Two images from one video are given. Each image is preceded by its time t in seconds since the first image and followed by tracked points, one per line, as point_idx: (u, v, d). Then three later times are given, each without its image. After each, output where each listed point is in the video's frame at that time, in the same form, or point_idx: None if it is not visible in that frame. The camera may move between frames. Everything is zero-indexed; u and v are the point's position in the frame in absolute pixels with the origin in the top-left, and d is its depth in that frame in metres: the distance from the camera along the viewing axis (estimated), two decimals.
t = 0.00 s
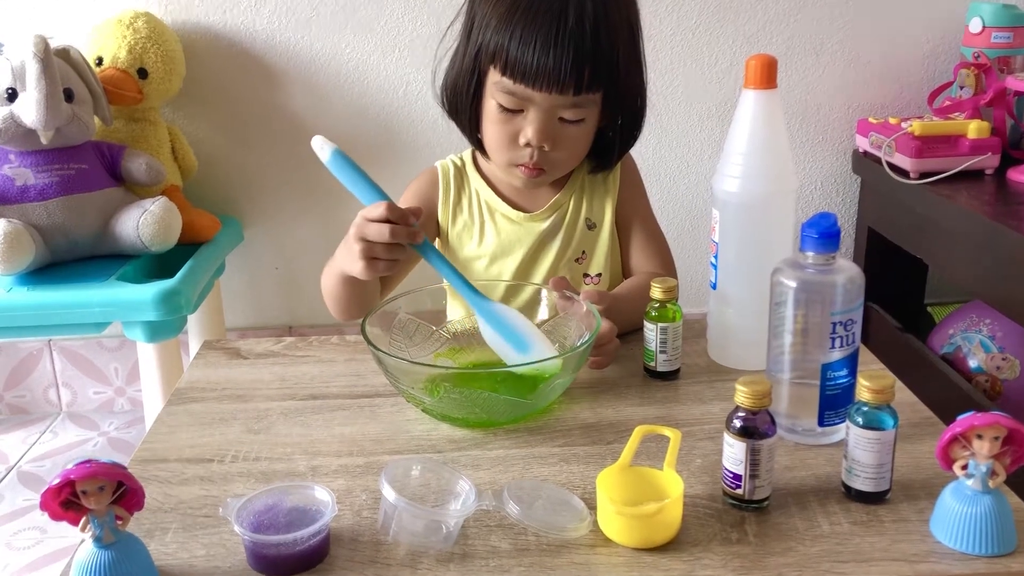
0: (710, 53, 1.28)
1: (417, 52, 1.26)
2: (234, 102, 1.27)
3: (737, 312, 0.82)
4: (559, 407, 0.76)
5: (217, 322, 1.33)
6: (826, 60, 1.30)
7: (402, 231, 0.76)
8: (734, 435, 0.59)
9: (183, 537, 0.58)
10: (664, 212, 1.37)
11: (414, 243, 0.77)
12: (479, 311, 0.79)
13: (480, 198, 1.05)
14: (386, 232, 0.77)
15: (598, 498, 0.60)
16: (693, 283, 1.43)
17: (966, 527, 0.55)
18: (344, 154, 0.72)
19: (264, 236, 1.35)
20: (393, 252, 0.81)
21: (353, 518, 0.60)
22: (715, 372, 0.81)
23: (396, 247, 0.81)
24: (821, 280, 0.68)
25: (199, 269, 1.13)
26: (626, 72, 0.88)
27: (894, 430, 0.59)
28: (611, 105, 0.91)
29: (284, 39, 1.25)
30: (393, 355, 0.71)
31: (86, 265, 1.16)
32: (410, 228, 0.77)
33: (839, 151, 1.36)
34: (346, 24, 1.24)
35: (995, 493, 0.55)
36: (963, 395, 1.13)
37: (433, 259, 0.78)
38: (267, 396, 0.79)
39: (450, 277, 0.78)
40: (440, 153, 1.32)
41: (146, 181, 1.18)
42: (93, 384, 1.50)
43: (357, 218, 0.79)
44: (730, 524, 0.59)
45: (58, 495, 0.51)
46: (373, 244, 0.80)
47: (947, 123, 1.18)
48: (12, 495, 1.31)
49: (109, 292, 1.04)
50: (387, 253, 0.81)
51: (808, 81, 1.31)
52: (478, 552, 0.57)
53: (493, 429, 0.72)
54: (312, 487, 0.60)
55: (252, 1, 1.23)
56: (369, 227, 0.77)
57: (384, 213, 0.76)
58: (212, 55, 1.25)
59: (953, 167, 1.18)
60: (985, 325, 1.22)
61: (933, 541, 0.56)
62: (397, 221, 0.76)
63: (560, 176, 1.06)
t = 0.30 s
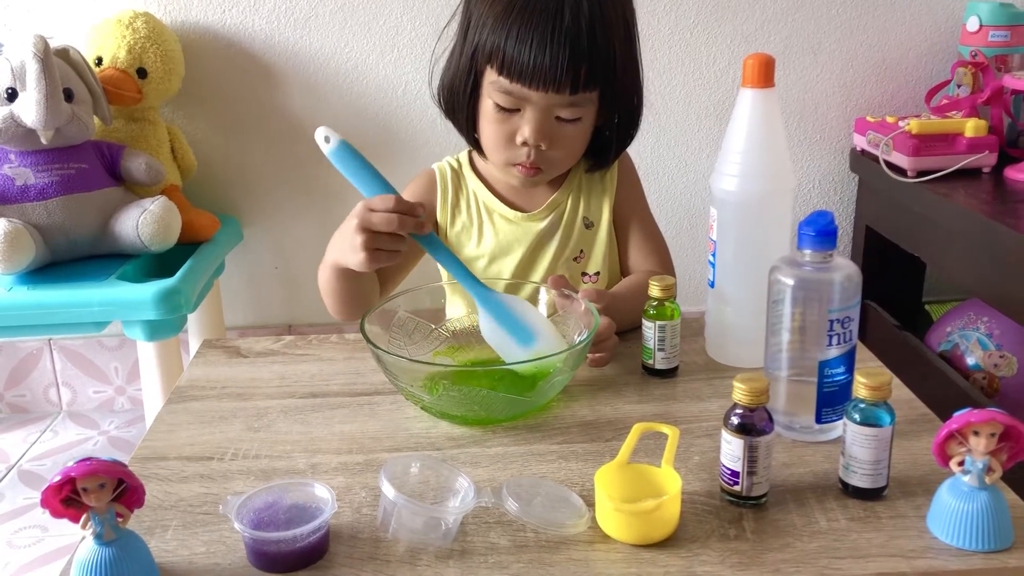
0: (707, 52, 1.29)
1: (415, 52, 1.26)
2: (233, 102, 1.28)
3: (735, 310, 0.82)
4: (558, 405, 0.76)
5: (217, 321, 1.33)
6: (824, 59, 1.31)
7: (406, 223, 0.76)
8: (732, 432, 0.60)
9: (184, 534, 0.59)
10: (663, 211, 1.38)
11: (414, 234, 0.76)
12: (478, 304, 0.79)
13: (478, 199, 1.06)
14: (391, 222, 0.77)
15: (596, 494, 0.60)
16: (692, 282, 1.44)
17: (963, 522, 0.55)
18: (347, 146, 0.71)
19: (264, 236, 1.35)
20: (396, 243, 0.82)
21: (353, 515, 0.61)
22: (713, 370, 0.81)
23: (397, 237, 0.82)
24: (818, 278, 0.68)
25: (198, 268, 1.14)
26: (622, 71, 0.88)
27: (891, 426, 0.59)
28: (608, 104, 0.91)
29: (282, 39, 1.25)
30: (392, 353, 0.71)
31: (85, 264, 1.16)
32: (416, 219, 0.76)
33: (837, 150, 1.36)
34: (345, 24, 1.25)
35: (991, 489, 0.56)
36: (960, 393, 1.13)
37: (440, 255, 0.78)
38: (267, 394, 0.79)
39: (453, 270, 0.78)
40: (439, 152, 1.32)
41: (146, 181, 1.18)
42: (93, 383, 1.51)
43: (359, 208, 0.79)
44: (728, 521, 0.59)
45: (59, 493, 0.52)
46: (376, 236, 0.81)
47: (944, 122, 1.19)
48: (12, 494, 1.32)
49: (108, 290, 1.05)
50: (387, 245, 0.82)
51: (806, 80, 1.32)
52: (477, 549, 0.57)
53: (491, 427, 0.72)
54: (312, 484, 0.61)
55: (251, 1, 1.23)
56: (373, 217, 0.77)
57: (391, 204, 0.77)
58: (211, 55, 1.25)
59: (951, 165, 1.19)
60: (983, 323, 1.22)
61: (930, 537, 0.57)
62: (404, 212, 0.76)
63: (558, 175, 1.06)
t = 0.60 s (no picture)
0: (705, 55, 1.29)
1: (413, 53, 1.26)
2: (231, 103, 1.28)
3: (732, 312, 0.82)
4: (555, 407, 0.76)
5: (215, 323, 1.33)
6: (821, 62, 1.31)
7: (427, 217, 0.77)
8: (728, 434, 0.60)
9: (179, 536, 0.59)
10: (660, 213, 1.38)
11: (427, 228, 0.77)
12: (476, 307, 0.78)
13: (476, 201, 1.06)
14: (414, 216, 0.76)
15: (592, 496, 0.60)
16: (690, 283, 1.44)
17: (958, 525, 0.55)
18: (382, 138, 0.71)
19: (262, 237, 1.35)
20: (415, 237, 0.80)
21: (349, 517, 0.61)
22: (710, 372, 0.81)
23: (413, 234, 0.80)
24: (815, 280, 0.68)
25: (195, 269, 1.14)
26: (619, 72, 0.88)
27: (886, 429, 0.59)
28: (604, 104, 0.91)
29: (280, 40, 1.25)
30: (389, 355, 0.71)
31: (83, 265, 1.16)
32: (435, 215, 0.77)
33: (835, 152, 1.36)
34: (343, 25, 1.25)
35: (986, 491, 0.56)
36: (957, 395, 1.13)
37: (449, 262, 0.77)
38: (264, 395, 0.79)
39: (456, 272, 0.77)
40: (437, 154, 1.32)
41: (143, 182, 1.18)
42: (90, 385, 1.51)
43: (378, 202, 0.77)
44: (724, 523, 0.59)
45: (55, 494, 0.52)
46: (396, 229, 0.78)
47: (940, 124, 1.19)
48: (8, 496, 1.31)
49: (106, 292, 1.05)
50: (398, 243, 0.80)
51: (804, 83, 1.32)
52: (473, 550, 0.57)
53: (488, 428, 0.73)
54: (308, 485, 0.61)
55: (249, 3, 1.23)
56: (397, 211, 0.76)
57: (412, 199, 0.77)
58: (209, 57, 1.25)
59: (948, 168, 1.19)
60: (979, 326, 1.22)
61: (925, 540, 0.57)
62: (426, 208, 0.77)
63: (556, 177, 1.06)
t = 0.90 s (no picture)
0: (705, 59, 1.29)
1: (414, 56, 1.27)
2: (231, 105, 1.28)
3: (733, 316, 0.82)
4: (555, 410, 0.76)
5: (214, 325, 1.33)
6: (821, 68, 1.31)
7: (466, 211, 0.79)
8: (729, 438, 0.60)
9: (178, 537, 0.58)
10: (661, 217, 1.38)
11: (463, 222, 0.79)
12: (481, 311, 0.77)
13: (482, 204, 1.06)
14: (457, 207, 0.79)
15: (592, 499, 0.60)
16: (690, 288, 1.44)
17: (959, 530, 0.55)
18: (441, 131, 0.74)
19: (262, 240, 1.35)
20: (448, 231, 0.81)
21: (348, 519, 0.60)
22: (710, 376, 0.81)
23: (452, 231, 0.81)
24: (815, 284, 0.68)
25: (195, 271, 1.13)
26: (626, 74, 0.89)
27: (887, 433, 0.59)
28: (611, 105, 0.91)
29: (281, 43, 1.25)
30: (389, 357, 0.71)
31: (82, 267, 1.16)
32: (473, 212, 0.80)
33: (835, 158, 1.37)
34: (345, 28, 1.25)
35: (987, 496, 0.56)
36: (956, 401, 1.13)
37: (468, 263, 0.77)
38: (263, 397, 0.79)
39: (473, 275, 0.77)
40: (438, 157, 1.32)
41: (143, 184, 1.18)
42: (89, 386, 1.50)
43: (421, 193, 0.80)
44: (724, 526, 0.59)
45: (54, 494, 0.52)
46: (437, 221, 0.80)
47: (940, 130, 1.19)
48: (6, 497, 1.31)
49: (105, 293, 1.04)
50: (434, 239, 0.81)
51: (804, 88, 1.32)
52: (473, 553, 0.57)
53: (488, 431, 0.72)
54: (309, 487, 0.61)
55: (251, 6, 1.23)
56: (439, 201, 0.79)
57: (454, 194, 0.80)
58: (210, 59, 1.25)
59: (947, 174, 1.19)
60: (978, 331, 1.22)
61: (926, 544, 0.57)
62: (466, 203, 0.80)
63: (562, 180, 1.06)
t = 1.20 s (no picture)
0: (707, 65, 1.29)
1: (417, 61, 1.27)
2: (233, 109, 1.28)
3: (732, 321, 0.82)
4: (555, 414, 0.76)
5: (214, 328, 1.33)
6: (822, 74, 1.32)
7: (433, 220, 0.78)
8: (729, 443, 0.60)
9: (178, 540, 0.58)
10: (661, 222, 1.38)
11: (433, 232, 0.78)
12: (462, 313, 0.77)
13: (483, 207, 1.06)
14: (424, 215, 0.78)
15: (592, 504, 0.60)
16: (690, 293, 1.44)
17: (959, 536, 0.55)
18: (400, 142, 0.71)
19: (262, 244, 1.36)
20: (416, 241, 0.79)
21: (348, 523, 0.60)
22: (710, 381, 0.81)
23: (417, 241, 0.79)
24: (816, 290, 0.68)
25: (195, 275, 1.13)
26: (634, 77, 0.89)
27: (887, 439, 0.59)
28: (619, 108, 0.91)
29: (284, 47, 1.25)
30: (389, 361, 0.71)
31: (83, 270, 1.16)
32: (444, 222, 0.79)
33: (835, 164, 1.37)
34: (348, 33, 1.25)
35: (987, 502, 0.56)
36: (956, 406, 1.13)
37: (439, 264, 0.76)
38: (263, 401, 0.79)
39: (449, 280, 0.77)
40: (438, 162, 1.32)
41: (144, 187, 1.18)
42: (88, 390, 1.50)
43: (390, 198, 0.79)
44: (724, 532, 0.59)
45: (53, 497, 0.51)
46: (400, 227, 0.79)
47: (940, 136, 1.19)
48: (5, 501, 1.31)
49: (105, 296, 1.05)
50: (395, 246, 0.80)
51: (804, 94, 1.32)
52: (472, 557, 0.57)
53: (487, 436, 0.72)
54: (308, 491, 0.61)
55: (254, 10, 1.23)
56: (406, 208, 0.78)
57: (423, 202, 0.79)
58: (212, 63, 1.25)
59: (947, 180, 1.19)
60: (978, 337, 1.22)
61: (926, 550, 0.56)
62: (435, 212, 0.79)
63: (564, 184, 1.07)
